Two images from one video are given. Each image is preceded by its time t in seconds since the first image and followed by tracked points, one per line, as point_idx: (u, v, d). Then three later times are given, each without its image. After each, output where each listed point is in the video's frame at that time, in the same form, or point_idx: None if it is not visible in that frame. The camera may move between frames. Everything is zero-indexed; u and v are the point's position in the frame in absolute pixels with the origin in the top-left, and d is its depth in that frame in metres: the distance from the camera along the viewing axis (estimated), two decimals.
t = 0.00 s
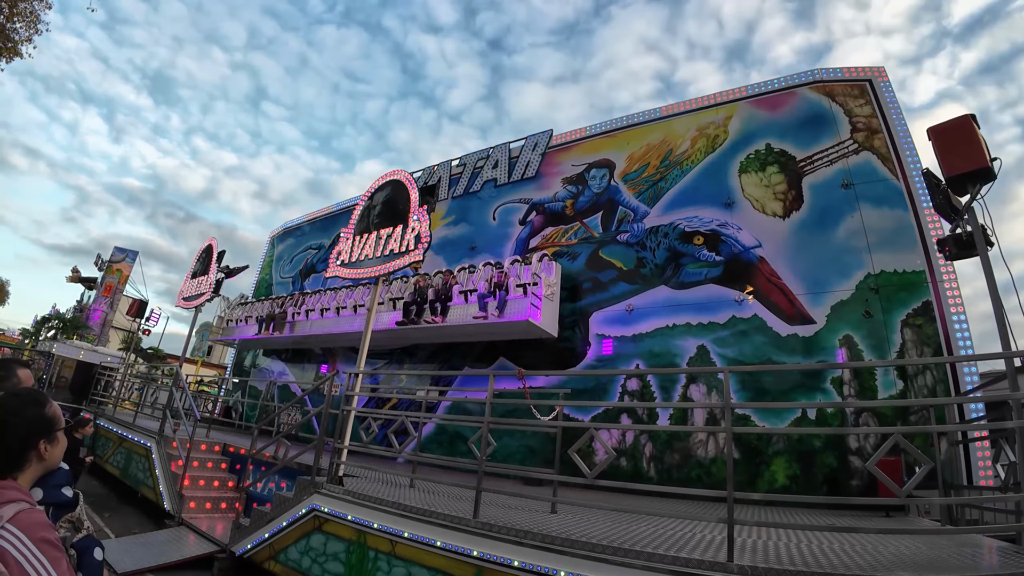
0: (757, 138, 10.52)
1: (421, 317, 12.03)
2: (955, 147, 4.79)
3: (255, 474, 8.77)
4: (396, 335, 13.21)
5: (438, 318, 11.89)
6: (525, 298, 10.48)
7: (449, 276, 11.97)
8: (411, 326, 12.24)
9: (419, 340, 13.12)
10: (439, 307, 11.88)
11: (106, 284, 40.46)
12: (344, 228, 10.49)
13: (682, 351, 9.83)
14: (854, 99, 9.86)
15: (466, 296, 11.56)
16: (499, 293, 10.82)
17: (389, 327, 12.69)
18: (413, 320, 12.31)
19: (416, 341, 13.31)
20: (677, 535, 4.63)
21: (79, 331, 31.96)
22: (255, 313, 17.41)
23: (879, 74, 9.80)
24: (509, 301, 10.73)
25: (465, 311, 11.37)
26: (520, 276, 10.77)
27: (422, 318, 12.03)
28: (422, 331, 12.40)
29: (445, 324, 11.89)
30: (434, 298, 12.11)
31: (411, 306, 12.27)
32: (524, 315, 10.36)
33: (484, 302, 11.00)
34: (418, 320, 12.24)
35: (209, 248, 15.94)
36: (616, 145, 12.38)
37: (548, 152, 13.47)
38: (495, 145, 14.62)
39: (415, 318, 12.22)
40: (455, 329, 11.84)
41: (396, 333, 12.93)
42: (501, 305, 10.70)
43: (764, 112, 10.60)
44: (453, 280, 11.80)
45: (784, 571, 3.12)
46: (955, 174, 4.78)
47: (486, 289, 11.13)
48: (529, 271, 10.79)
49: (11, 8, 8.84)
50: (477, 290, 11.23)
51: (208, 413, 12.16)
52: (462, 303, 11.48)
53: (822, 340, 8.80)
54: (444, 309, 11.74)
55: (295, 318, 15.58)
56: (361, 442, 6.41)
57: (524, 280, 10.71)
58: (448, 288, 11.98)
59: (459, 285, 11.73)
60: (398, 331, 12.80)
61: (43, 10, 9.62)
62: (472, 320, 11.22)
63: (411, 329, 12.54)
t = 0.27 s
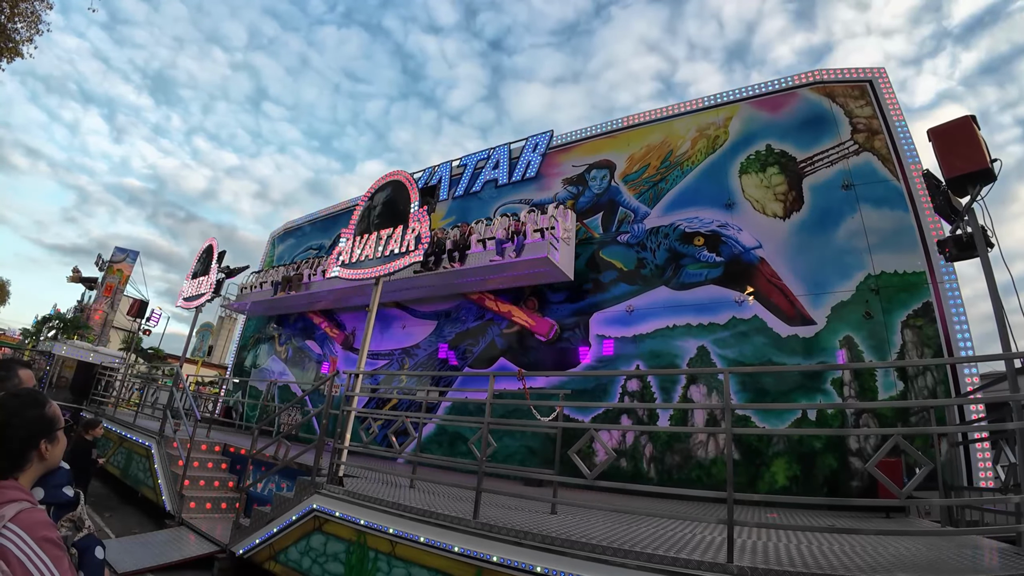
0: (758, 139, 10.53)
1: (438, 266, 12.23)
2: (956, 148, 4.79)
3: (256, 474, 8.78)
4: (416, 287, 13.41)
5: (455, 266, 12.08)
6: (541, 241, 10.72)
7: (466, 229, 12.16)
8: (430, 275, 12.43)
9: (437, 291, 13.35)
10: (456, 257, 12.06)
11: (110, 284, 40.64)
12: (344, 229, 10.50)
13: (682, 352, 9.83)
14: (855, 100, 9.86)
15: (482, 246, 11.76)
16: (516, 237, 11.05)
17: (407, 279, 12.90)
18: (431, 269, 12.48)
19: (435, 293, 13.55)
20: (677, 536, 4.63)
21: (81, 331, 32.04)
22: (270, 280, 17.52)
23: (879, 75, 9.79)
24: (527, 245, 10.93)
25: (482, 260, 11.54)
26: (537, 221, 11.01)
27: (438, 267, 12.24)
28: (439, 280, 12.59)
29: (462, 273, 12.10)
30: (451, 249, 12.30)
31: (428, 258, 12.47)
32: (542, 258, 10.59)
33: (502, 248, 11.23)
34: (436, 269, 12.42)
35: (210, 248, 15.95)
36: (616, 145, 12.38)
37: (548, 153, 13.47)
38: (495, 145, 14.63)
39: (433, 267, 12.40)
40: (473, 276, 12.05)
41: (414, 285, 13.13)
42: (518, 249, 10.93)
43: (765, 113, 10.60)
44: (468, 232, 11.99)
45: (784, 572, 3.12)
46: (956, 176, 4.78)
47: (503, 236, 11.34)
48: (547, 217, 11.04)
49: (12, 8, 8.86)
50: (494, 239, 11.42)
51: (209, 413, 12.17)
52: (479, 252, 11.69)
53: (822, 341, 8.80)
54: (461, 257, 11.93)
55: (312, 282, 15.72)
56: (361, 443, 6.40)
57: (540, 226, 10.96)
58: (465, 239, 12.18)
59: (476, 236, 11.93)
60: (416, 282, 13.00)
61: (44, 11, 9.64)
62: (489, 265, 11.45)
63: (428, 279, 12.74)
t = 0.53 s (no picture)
0: (758, 140, 10.52)
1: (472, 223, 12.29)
2: (958, 149, 4.78)
3: (256, 474, 8.78)
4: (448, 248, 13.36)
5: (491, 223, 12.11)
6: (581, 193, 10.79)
7: (501, 187, 12.24)
8: (465, 232, 12.46)
9: (469, 252, 13.36)
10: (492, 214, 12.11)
11: (110, 284, 40.47)
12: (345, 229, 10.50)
13: (682, 353, 9.84)
14: (855, 100, 9.86)
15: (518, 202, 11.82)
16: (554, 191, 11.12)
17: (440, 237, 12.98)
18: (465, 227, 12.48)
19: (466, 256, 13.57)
20: (677, 536, 4.62)
21: (81, 330, 32.02)
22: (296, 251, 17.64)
23: (880, 76, 9.79)
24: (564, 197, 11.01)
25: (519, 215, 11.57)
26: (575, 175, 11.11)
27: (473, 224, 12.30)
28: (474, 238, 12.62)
29: (497, 230, 12.17)
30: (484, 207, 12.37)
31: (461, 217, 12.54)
32: (581, 206, 10.69)
33: (539, 202, 11.32)
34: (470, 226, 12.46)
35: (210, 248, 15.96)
36: (617, 146, 12.38)
37: (549, 153, 13.47)
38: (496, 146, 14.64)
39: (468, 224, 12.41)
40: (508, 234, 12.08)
41: (448, 244, 13.17)
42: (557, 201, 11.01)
43: (765, 113, 10.60)
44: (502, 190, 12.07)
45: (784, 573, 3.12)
46: (957, 176, 4.78)
47: (539, 192, 11.43)
48: (582, 170, 11.13)
49: (13, 8, 8.86)
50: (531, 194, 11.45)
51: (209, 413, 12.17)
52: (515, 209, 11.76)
53: (822, 342, 8.79)
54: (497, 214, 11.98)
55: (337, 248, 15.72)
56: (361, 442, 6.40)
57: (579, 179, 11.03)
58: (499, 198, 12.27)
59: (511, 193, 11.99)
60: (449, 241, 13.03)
61: (45, 11, 9.64)
62: (526, 219, 11.52)
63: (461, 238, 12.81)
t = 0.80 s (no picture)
0: (758, 140, 10.52)
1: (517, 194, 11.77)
2: (959, 150, 4.78)
3: (256, 475, 8.78)
4: (465, 226, 13.19)
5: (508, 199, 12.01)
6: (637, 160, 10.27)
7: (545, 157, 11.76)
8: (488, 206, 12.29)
9: (490, 231, 13.12)
10: (539, 185, 11.51)
11: (110, 284, 40.48)
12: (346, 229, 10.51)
13: (682, 354, 9.84)
14: (855, 101, 9.86)
15: (568, 172, 11.33)
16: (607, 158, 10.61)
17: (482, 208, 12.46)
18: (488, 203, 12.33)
19: (486, 234, 13.32)
20: (678, 537, 4.62)
21: (82, 330, 32.05)
22: (319, 232, 17.14)
23: (881, 76, 9.79)
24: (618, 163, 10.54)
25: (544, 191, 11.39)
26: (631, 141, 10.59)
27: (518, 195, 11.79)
28: (496, 214, 12.44)
29: (544, 201, 11.60)
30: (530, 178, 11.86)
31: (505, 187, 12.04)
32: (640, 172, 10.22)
33: (591, 170, 10.83)
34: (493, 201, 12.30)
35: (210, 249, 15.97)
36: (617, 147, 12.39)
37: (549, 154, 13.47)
38: (497, 147, 14.64)
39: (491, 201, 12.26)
40: (556, 205, 11.58)
41: (468, 221, 12.97)
42: (612, 168, 10.49)
43: (766, 114, 10.60)
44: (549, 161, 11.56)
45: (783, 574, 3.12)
46: (958, 178, 4.77)
47: (591, 160, 10.95)
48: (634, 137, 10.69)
49: (14, 8, 8.87)
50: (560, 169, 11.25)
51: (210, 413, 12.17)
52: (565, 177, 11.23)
53: (823, 343, 8.79)
54: (545, 184, 11.40)
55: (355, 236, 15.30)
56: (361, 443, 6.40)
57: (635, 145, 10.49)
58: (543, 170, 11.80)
59: (560, 162, 11.49)
60: (470, 216, 12.78)
61: (46, 11, 9.65)
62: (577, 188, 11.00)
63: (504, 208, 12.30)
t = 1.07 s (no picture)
0: (759, 140, 10.52)
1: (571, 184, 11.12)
2: (959, 151, 4.78)
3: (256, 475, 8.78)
4: (463, 230, 13.27)
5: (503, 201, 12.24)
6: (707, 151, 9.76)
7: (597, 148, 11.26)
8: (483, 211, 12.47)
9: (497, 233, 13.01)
10: (597, 175, 10.95)
11: (110, 284, 40.35)
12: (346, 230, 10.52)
13: (683, 354, 9.84)
14: (856, 101, 9.86)
15: (626, 163, 10.77)
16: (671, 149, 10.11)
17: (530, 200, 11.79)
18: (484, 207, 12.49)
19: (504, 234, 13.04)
20: (677, 537, 4.62)
21: (82, 330, 32.07)
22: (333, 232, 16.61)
23: (881, 77, 9.79)
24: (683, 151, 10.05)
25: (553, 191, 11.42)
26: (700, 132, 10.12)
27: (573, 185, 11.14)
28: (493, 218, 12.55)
29: (600, 193, 10.97)
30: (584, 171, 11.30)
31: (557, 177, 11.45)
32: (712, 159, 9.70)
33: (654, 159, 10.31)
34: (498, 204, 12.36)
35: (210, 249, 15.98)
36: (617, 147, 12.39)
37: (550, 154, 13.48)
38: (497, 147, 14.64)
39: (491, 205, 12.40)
40: (614, 198, 10.97)
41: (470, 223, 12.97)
42: (676, 158, 10.00)
43: (767, 114, 10.59)
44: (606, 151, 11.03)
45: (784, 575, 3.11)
46: (958, 178, 4.77)
47: (652, 150, 10.45)
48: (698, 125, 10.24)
49: (14, 8, 8.87)
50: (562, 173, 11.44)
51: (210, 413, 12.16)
52: (624, 168, 10.68)
53: (823, 344, 8.78)
54: (602, 175, 10.84)
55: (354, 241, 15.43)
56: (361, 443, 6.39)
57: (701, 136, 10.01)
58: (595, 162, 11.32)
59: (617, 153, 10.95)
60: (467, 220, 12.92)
61: (46, 11, 9.66)
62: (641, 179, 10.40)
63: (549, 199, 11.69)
